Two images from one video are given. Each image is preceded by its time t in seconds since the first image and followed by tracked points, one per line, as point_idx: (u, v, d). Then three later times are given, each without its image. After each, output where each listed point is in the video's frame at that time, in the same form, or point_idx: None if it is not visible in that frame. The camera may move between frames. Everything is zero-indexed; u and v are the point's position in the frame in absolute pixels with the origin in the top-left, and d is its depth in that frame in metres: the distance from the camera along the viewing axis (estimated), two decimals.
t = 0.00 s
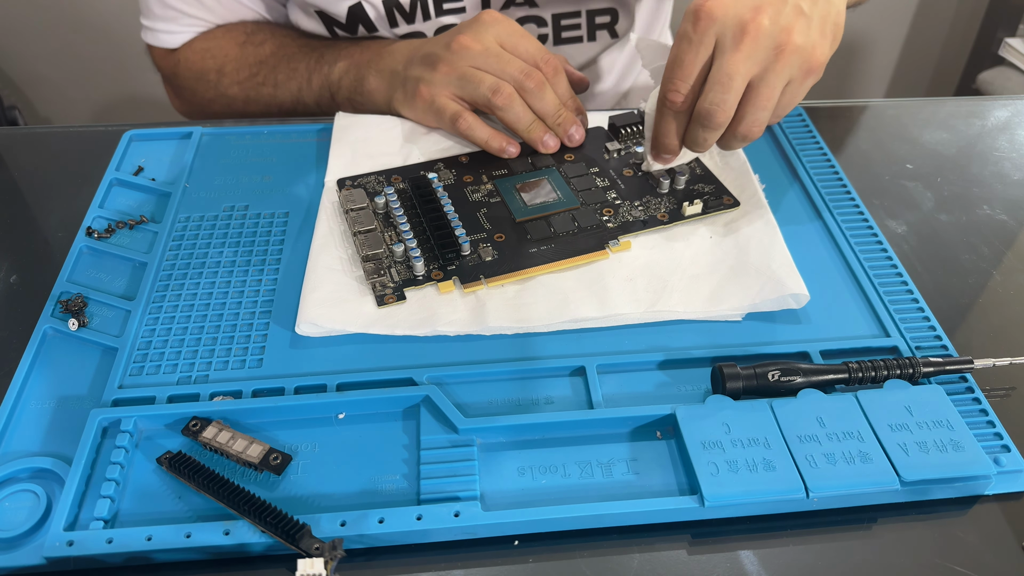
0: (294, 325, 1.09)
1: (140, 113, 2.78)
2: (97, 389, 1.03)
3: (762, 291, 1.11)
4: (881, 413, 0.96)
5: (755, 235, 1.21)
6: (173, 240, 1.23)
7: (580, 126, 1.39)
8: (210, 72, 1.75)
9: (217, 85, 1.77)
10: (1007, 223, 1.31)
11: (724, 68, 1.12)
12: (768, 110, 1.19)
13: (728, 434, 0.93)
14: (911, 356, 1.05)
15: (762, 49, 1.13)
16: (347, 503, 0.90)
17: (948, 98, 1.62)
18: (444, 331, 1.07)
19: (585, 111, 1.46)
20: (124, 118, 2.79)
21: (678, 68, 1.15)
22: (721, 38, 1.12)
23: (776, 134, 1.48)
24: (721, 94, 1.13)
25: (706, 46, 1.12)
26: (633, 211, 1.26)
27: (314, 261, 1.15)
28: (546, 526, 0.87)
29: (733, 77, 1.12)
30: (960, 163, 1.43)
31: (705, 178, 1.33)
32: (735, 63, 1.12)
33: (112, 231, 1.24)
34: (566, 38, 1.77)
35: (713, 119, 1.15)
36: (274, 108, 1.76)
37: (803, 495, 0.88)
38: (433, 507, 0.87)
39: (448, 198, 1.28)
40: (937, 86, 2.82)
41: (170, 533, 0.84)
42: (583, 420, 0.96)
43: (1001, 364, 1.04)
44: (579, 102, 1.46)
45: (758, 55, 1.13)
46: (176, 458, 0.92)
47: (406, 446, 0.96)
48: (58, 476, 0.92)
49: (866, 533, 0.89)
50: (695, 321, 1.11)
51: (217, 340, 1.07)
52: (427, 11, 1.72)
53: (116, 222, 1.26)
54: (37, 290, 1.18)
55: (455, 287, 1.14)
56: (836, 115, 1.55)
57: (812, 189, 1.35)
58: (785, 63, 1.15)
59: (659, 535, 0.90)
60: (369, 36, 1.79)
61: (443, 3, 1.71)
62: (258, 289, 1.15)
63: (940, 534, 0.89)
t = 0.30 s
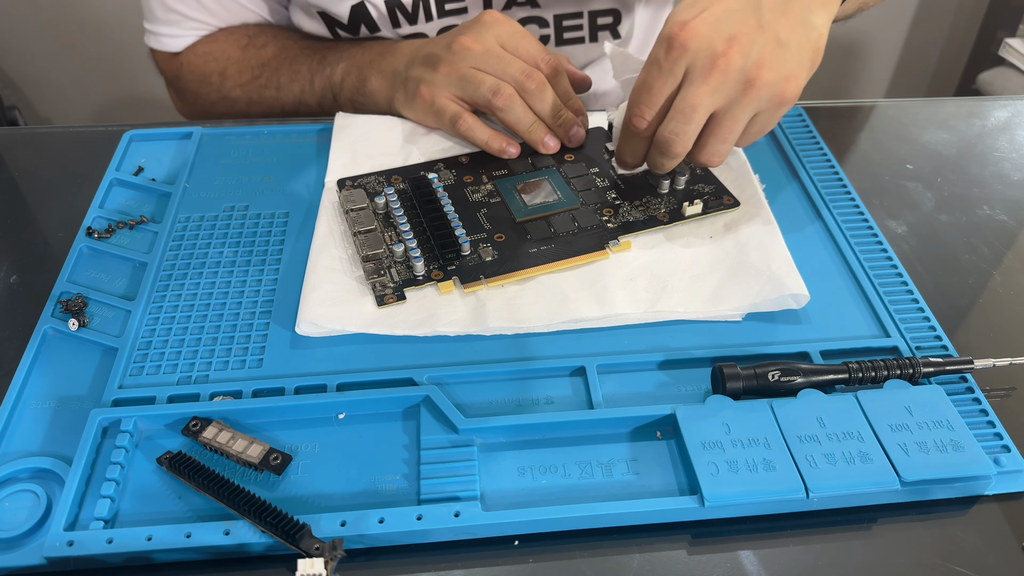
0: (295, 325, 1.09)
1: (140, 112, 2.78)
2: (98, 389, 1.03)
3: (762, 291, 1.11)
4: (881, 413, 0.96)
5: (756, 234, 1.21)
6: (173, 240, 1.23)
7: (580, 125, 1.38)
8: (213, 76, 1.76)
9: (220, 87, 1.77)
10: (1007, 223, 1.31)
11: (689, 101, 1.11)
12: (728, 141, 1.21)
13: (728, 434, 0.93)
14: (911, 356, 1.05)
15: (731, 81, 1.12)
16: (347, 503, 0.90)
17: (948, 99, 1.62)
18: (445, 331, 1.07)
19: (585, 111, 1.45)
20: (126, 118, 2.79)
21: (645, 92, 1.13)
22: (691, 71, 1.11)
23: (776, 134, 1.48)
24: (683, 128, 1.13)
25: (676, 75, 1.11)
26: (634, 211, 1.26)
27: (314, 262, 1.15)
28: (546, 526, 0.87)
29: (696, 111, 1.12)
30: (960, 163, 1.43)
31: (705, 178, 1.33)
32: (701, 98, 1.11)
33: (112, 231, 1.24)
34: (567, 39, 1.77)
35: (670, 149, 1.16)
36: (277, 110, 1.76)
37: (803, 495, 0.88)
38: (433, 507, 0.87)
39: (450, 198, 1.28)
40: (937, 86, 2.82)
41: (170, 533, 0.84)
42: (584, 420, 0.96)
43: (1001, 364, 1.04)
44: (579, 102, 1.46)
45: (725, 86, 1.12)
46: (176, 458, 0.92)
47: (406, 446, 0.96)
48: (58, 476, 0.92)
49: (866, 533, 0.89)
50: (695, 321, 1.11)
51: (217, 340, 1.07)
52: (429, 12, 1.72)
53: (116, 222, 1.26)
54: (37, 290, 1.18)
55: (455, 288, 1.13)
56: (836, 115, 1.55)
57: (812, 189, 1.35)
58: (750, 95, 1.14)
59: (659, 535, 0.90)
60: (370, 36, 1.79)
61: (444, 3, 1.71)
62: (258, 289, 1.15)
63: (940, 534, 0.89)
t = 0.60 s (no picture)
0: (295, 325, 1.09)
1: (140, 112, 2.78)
2: (98, 389, 1.03)
3: (762, 290, 1.11)
4: (880, 413, 0.96)
5: (756, 233, 1.21)
6: (173, 240, 1.23)
7: (580, 126, 1.39)
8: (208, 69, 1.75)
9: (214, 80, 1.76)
10: (1007, 223, 1.31)
11: (684, 110, 1.12)
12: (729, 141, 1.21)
13: (729, 434, 0.93)
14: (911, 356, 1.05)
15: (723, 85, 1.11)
16: (347, 503, 0.90)
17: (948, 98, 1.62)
18: (445, 331, 1.07)
19: (585, 112, 1.45)
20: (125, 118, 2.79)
21: (643, 103, 1.16)
22: (683, 77, 1.11)
23: (776, 134, 1.48)
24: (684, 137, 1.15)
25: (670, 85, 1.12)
26: (637, 208, 1.26)
27: (314, 262, 1.15)
28: (546, 526, 0.87)
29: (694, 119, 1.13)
30: (960, 163, 1.43)
31: (706, 174, 1.33)
32: (697, 106, 1.11)
33: (112, 231, 1.24)
34: (566, 39, 1.77)
35: (674, 158, 1.19)
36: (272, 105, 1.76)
37: (803, 495, 0.88)
38: (433, 507, 0.87)
39: (454, 200, 1.28)
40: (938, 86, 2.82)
41: (169, 533, 0.84)
42: (584, 420, 0.96)
43: (1001, 364, 1.04)
44: (579, 102, 1.46)
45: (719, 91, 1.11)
46: (176, 458, 0.92)
47: (406, 446, 0.96)
48: (58, 476, 0.92)
49: (866, 533, 0.89)
50: (696, 321, 1.11)
51: (217, 340, 1.07)
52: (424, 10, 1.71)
53: (116, 222, 1.26)
54: (37, 290, 1.18)
55: (463, 287, 1.13)
56: (836, 115, 1.55)
57: (811, 189, 1.35)
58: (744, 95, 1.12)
59: (659, 535, 0.90)
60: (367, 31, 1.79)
61: (440, 3, 1.70)
62: (258, 288, 1.15)
63: (940, 534, 0.89)
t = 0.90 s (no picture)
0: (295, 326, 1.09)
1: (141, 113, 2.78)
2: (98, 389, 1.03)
3: (762, 290, 1.11)
4: (880, 413, 0.96)
5: (756, 233, 1.21)
6: (173, 240, 1.23)
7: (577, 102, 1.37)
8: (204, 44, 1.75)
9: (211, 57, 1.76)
10: (1007, 223, 1.31)
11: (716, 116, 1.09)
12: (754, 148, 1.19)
13: (729, 434, 0.93)
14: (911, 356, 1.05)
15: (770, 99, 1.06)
16: (347, 502, 0.90)
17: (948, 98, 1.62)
18: (445, 332, 1.07)
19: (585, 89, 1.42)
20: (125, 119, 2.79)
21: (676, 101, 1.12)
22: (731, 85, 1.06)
23: (775, 134, 1.48)
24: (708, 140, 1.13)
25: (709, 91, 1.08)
26: (636, 209, 1.26)
27: (314, 262, 1.15)
28: (546, 526, 0.87)
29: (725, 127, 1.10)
30: (960, 163, 1.43)
31: (706, 174, 1.33)
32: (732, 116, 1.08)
33: (112, 231, 1.24)
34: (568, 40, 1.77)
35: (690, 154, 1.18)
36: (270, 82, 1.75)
37: (803, 495, 0.88)
38: (433, 507, 0.87)
39: (454, 200, 1.27)
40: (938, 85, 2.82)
41: (170, 533, 0.84)
42: (584, 420, 0.96)
43: (1001, 364, 1.04)
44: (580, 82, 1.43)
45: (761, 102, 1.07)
46: (176, 458, 0.92)
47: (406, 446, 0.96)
48: (58, 476, 0.93)
49: (866, 533, 0.89)
50: (696, 322, 1.11)
51: (216, 340, 1.07)
52: None
53: (116, 222, 1.26)
54: (37, 290, 1.18)
55: (464, 289, 1.13)
56: (836, 114, 1.55)
57: (810, 188, 1.35)
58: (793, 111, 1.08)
59: (659, 535, 0.90)
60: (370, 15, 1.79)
61: None
62: (258, 288, 1.15)
63: (940, 534, 0.89)
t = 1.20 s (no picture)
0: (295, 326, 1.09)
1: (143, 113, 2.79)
2: (98, 389, 1.03)
3: (762, 291, 1.11)
4: (880, 413, 0.96)
5: (756, 233, 1.21)
6: (173, 240, 1.23)
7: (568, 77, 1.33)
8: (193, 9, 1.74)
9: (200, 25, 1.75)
10: (1007, 223, 1.31)
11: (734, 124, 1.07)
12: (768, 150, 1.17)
13: (729, 434, 0.93)
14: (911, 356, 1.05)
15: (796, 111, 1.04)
16: (347, 502, 0.90)
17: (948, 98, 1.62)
18: (445, 331, 1.07)
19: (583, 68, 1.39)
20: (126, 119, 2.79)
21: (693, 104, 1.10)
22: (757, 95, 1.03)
23: (776, 134, 1.48)
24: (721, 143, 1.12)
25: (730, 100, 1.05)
26: (636, 209, 1.26)
27: (314, 262, 1.15)
28: (546, 526, 0.87)
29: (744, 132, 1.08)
30: (960, 163, 1.43)
31: (706, 174, 1.33)
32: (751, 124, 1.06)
33: (112, 231, 1.24)
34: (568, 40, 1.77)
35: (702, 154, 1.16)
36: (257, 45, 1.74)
37: (803, 495, 0.88)
38: (433, 507, 0.87)
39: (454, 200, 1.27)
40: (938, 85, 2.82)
41: (170, 533, 0.84)
42: (584, 420, 0.96)
43: (1001, 364, 1.04)
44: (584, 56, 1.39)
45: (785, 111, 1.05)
46: (176, 458, 0.91)
47: (406, 446, 0.96)
48: (58, 475, 0.93)
49: (866, 533, 0.89)
50: (696, 322, 1.11)
51: (216, 340, 1.07)
52: None
53: (116, 222, 1.26)
54: (37, 290, 1.18)
55: (463, 289, 1.13)
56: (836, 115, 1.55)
57: (810, 188, 1.35)
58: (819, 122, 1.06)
59: (659, 535, 0.90)
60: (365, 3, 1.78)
61: None
62: (258, 288, 1.15)
63: (939, 533, 0.89)
